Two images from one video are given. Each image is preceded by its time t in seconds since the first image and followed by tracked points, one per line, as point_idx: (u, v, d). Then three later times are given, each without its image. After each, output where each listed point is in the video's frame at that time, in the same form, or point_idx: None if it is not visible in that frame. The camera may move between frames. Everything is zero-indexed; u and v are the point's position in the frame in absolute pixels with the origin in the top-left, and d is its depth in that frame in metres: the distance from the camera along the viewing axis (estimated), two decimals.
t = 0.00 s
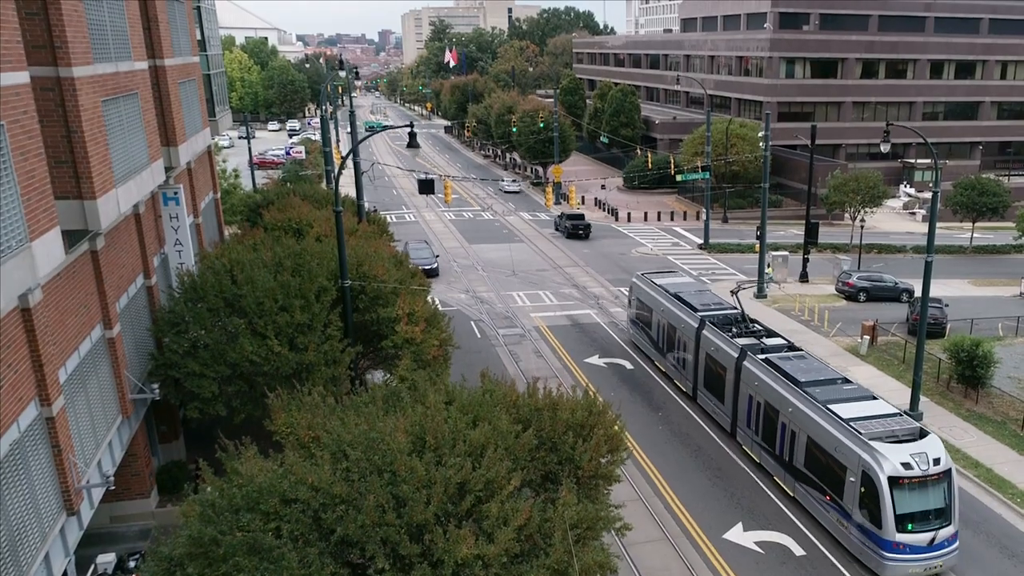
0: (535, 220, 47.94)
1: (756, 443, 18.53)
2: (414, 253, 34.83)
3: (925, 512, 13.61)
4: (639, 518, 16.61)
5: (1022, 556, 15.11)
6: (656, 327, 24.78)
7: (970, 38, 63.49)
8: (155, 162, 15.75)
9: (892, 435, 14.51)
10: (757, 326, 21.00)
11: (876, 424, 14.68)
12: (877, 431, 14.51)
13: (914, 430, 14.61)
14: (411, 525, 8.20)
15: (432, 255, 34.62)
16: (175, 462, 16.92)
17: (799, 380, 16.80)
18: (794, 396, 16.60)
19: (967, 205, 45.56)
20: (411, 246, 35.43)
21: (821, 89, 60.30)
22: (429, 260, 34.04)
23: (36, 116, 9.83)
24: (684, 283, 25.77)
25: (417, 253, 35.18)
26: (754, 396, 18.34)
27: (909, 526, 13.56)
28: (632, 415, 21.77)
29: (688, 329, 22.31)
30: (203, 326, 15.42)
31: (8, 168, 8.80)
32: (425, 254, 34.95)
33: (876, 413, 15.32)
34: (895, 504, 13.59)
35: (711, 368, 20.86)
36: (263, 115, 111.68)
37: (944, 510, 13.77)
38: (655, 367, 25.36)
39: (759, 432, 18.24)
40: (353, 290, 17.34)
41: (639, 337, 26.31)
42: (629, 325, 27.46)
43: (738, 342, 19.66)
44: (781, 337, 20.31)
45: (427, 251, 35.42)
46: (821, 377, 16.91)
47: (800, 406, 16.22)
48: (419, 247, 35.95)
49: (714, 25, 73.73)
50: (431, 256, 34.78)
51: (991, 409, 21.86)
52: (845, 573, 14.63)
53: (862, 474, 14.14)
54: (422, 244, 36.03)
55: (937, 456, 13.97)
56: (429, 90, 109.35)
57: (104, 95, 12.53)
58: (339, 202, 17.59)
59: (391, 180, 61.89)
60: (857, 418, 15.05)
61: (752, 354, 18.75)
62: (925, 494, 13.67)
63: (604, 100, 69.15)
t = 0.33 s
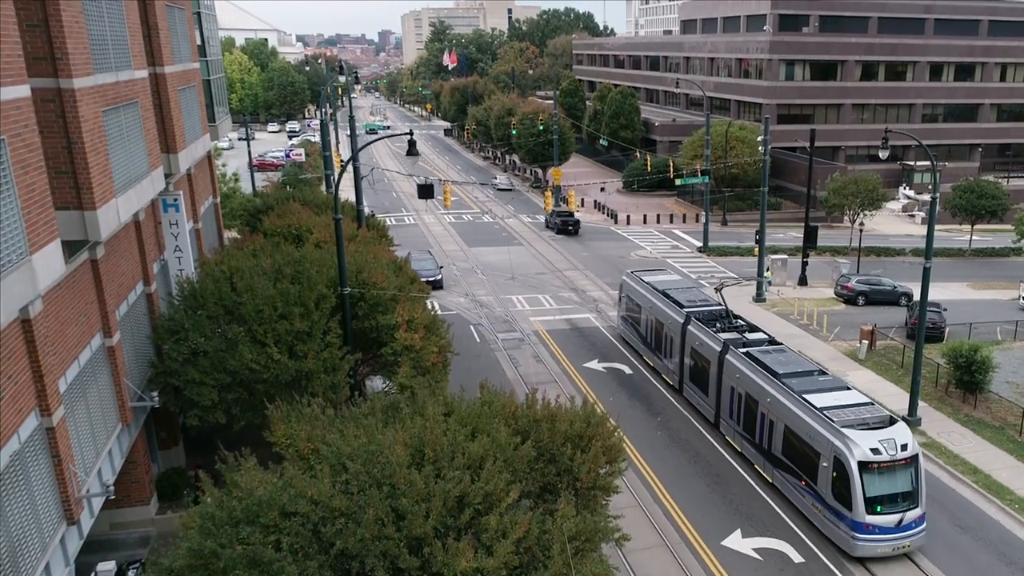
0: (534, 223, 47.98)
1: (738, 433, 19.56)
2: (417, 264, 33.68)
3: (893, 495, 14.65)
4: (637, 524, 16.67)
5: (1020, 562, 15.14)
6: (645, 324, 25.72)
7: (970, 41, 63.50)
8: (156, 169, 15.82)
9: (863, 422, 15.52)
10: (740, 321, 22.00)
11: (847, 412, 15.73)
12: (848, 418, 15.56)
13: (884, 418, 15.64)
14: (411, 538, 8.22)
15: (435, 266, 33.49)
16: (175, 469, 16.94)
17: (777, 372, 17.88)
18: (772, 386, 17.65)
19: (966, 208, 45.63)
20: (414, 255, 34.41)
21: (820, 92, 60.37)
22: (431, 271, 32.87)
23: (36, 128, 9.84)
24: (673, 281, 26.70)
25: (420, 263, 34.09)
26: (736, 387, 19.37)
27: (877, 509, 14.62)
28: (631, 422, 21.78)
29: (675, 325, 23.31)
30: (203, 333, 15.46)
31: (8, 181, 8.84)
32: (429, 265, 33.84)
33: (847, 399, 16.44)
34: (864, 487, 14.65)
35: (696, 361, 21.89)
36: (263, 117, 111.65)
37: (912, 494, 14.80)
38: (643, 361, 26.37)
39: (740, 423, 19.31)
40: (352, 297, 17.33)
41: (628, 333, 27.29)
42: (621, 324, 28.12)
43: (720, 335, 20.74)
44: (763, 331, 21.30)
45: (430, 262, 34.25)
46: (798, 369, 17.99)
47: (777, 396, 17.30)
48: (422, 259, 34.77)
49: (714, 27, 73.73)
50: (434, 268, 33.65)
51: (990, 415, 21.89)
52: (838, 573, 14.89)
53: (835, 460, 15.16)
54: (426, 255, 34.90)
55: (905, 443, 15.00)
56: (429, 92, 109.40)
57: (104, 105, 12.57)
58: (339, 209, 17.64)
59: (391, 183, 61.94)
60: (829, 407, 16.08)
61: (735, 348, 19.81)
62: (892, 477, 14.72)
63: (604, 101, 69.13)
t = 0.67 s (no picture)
0: (534, 226, 48.07)
1: (721, 424, 20.47)
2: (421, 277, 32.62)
3: (864, 480, 15.59)
4: (636, 532, 16.73)
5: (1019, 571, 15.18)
6: (634, 319, 26.56)
7: (970, 43, 63.52)
8: (156, 179, 15.89)
9: (836, 411, 16.42)
10: (724, 317, 22.84)
11: (822, 402, 16.64)
12: (823, 408, 16.47)
13: (857, 407, 16.57)
14: (410, 554, 8.27)
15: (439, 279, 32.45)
16: (176, 476, 17.02)
17: (756, 365, 18.84)
18: (753, 378, 18.59)
19: (965, 212, 45.68)
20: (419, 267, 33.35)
21: (820, 94, 60.42)
22: (435, 284, 31.82)
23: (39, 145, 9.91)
24: (661, 279, 27.46)
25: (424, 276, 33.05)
26: (719, 380, 20.29)
27: (849, 493, 15.56)
28: (631, 428, 21.81)
29: (661, 321, 24.17)
30: (202, 343, 15.49)
31: (12, 199, 8.89)
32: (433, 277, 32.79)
33: (824, 391, 17.34)
34: (837, 472, 15.59)
35: (682, 357, 22.79)
36: (263, 118, 111.68)
37: (882, 479, 15.74)
38: (634, 358, 27.15)
39: (723, 414, 20.23)
40: (352, 305, 17.35)
41: (619, 330, 28.09)
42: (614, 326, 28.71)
43: (705, 331, 21.63)
44: (746, 327, 22.10)
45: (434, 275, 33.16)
46: (777, 362, 18.93)
47: (757, 388, 18.25)
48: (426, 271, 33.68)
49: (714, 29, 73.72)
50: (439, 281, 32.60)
51: (989, 421, 21.95)
52: None
53: (808, 448, 16.11)
54: (430, 267, 33.79)
55: (875, 431, 15.91)
56: (429, 93, 109.47)
57: (105, 117, 12.63)
58: (339, 218, 17.58)
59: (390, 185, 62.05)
60: (804, 397, 17.03)
61: (718, 343, 20.74)
62: (864, 464, 15.66)
63: (604, 103, 69.11)
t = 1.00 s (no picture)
0: (534, 229, 48.17)
1: (705, 416, 21.57)
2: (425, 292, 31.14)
3: (837, 468, 16.62)
4: (635, 541, 16.80)
5: None
6: (624, 315, 27.56)
7: (970, 45, 63.56)
8: (159, 190, 15.99)
9: (811, 403, 17.47)
10: (709, 315, 23.85)
11: (799, 394, 17.67)
12: (798, 399, 17.55)
13: (830, 399, 17.62)
14: (411, 573, 8.32)
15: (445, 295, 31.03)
16: (177, 485, 17.09)
17: (737, 359, 19.89)
18: (734, 372, 19.66)
19: (965, 216, 45.74)
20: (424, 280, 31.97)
21: (819, 97, 60.47)
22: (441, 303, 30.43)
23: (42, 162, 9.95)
24: (650, 278, 28.41)
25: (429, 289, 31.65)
26: (703, 374, 21.41)
27: (822, 480, 16.58)
28: (630, 435, 21.91)
29: (649, 318, 25.23)
30: (203, 353, 15.57)
31: (16, 218, 8.94)
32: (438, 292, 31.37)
33: (800, 383, 18.42)
34: (811, 460, 16.63)
35: (669, 353, 23.87)
36: (263, 120, 111.65)
37: (854, 468, 16.79)
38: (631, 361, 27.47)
39: (707, 407, 21.35)
40: (352, 315, 17.39)
41: (614, 331, 28.57)
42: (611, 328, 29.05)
43: (690, 327, 22.76)
44: (729, 323, 23.17)
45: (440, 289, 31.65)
46: (757, 357, 19.98)
47: (737, 380, 19.36)
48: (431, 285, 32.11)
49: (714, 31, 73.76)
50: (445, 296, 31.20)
51: (987, 428, 22.02)
52: None
53: (785, 438, 17.15)
54: (434, 280, 32.22)
55: (848, 421, 16.94)
56: (430, 95, 109.58)
57: (108, 131, 12.70)
58: (339, 227, 17.58)
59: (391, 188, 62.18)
60: (781, 389, 18.09)
61: (702, 338, 21.81)
62: (836, 453, 16.69)
63: (604, 106, 69.13)
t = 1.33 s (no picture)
0: (534, 233, 48.26)
1: (689, 410, 22.56)
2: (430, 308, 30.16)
3: (811, 456, 17.67)
4: (635, 551, 16.82)
5: None
6: (614, 313, 28.45)
7: (969, 48, 63.58)
8: (161, 202, 16.09)
9: (789, 395, 18.45)
10: (696, 312, 24.76)
11: (777, 387, 18.64)
12: (776, 392, 18.53)
13: (806, 391, 18.60)
14: None
15: (450, 312, 30.01)
16: (178, 494, 17.15)
17: (720, 354, 20.86)
18: (717, 366, 20.63)
19: (964, 220, 45.78)
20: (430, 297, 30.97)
21: (819, 100, 60.57)
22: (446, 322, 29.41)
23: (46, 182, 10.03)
24: (640, 277, 29.29)
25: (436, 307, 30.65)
26: (688, 369, 22.39)
27: (797, 468, 17.63)
28: (630, 442, 21.98)
29: (638, 315, 26.14)
30: (206, 363, 15.66)
31: (20, 237, 9.00)
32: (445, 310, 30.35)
33: (779, 377, 19.41)
34: (787, 449, 17.68)
35: (656, 349, 24.83)
36: (263, 121, 111.68)
37: (828, 457, 17.81)
38: (630, 367, 27.54)
39: (691, 401, 22.36)
40: (353, 326, 17.42)
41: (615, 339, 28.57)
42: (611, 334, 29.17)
43: (676, 324, 23.72)
44: (714, 321, 24.15)
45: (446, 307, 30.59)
46: (739, 353, 20.94)
47: (719, 374, 20.36)
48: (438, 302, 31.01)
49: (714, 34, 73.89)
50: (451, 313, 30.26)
51: (987, 436, 22.08)
52: None
53: (763, 428, 18.18)
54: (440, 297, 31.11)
55: (822, 412, 17.92)
56: (430, 96, 109.59)
57: (110, 146, 12.77)
58: (339, 237, 17.62)
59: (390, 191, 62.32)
60: (760, 382, 19.08)
61: (688, 335, 22.77)
62: (811, 442, 17.71)
63: (604, 109, 69.18)
